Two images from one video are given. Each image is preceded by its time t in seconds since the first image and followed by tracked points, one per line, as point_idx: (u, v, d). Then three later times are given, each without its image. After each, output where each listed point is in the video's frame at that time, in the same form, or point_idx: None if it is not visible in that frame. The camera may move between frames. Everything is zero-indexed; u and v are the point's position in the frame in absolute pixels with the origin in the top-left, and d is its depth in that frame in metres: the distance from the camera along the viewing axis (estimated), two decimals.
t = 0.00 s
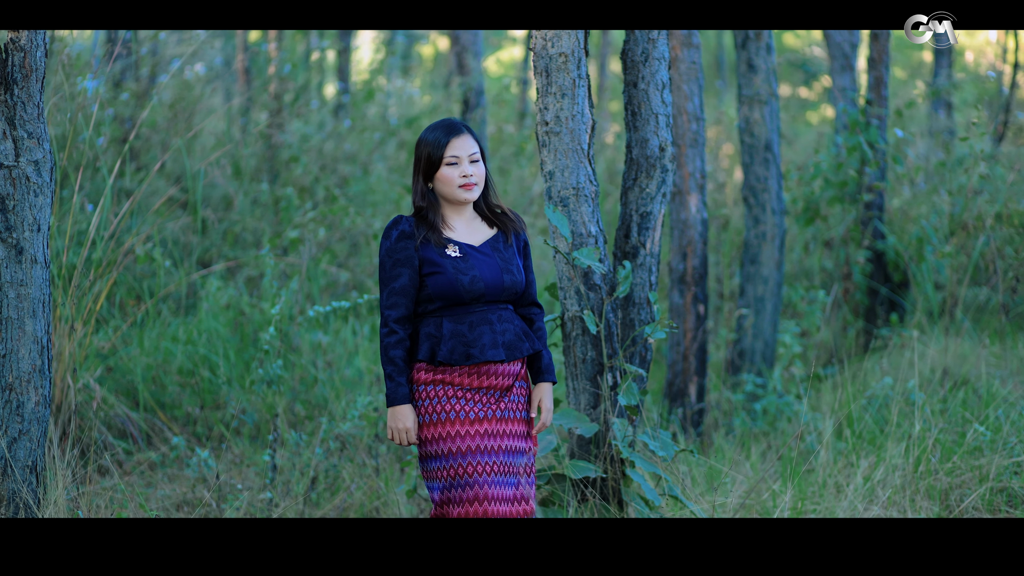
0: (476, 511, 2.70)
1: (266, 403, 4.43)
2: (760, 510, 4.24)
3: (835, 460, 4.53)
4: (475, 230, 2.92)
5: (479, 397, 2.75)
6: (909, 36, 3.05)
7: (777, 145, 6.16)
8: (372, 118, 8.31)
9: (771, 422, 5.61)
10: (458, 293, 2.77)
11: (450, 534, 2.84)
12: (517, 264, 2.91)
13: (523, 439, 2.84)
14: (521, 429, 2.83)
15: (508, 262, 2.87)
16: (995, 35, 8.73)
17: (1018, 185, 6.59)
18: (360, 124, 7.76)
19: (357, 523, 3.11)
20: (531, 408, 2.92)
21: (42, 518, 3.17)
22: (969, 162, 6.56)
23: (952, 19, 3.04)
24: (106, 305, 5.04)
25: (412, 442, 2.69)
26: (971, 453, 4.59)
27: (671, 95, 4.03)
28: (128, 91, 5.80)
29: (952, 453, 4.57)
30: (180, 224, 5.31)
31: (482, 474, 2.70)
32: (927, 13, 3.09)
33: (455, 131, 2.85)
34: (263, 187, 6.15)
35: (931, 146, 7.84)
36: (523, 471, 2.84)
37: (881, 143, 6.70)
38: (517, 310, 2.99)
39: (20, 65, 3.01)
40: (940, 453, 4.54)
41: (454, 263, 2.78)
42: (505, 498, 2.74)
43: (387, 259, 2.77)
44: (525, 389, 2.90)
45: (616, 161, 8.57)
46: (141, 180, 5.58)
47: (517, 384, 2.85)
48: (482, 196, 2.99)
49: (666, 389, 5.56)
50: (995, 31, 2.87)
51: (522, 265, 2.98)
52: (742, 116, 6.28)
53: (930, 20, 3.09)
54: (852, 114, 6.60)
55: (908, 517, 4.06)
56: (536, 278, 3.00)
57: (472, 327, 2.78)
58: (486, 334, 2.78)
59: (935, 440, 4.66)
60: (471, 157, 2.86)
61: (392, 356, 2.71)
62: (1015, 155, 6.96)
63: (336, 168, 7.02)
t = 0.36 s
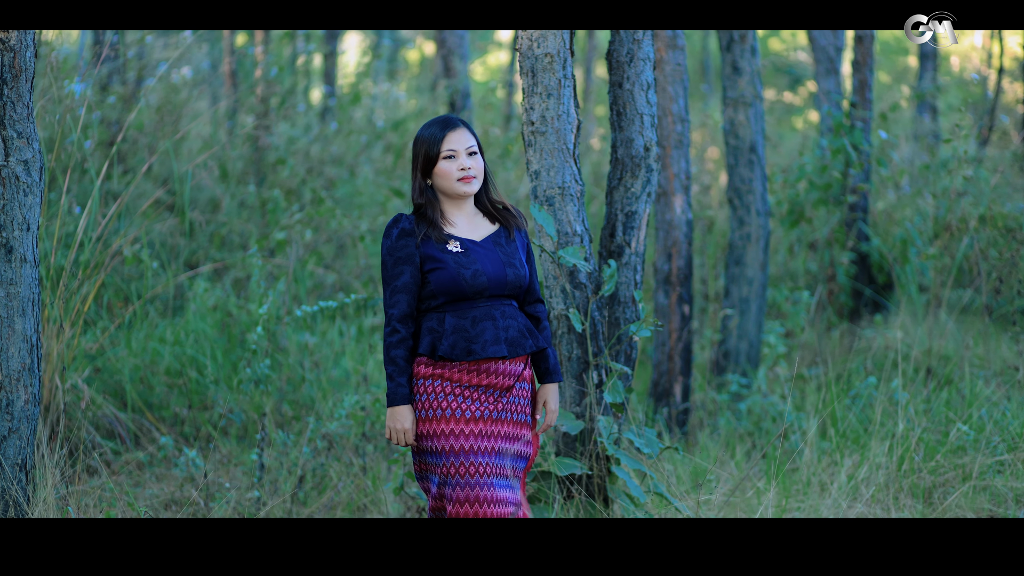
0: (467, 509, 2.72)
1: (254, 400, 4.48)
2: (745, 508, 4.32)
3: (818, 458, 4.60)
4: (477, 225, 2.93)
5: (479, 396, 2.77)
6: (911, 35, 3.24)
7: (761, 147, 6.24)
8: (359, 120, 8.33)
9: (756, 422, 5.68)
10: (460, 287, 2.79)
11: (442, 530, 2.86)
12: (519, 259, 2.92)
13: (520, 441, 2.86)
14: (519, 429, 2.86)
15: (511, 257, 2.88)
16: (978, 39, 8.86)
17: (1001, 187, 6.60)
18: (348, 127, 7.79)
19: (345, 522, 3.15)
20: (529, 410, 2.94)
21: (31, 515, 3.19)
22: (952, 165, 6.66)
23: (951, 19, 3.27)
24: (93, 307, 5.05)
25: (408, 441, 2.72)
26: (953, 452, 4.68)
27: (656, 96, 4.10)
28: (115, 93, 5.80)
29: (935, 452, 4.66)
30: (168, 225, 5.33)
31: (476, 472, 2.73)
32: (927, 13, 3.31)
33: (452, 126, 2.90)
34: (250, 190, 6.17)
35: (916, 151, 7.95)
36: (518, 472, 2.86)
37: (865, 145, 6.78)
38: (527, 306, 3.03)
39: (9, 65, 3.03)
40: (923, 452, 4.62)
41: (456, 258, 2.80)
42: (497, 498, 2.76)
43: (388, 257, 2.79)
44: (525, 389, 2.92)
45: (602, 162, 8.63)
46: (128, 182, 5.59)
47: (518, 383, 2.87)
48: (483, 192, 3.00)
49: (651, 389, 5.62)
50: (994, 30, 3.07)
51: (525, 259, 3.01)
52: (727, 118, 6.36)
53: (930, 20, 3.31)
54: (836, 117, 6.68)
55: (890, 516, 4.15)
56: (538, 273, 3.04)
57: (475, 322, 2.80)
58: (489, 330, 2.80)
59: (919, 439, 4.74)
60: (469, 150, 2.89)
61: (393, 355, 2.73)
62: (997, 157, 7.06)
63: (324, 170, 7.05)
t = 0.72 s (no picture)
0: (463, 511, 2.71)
1: (245, 402, 4.51)
2: (733, 509, 4.35)
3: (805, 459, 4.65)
4: (478, 220, 2.92)
5: (478, 396, 2.74)
6: (915, 34, 3.34)
7: (749, 150, 6.30)
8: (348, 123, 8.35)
9: (744, 424, 5.74)
10: (461, 282, 2.78)
11: (438, 531, 2.88)
12: (520, 255, 2.92)
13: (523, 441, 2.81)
14: (520, 428, 2.81)
15: (512, 253, 2.88)
16: (965, 44, 8.98)
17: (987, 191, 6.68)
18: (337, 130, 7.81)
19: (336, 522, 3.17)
20: (532, 409, 2.89)
21: (24, 516, 3.20)
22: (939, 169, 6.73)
23: (951, 19, 3.40)
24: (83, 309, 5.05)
25: (415, 433, 2.68)
26: (939, 453, 4.74)
27: (644, 98, 4.15)
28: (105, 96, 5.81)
29: (922, 453, 4.73)
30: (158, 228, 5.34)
31: (473, 474, 2.70)
32: (928, 14, 3.42)
33: (452, 120, 2.88)
34: (240, 193, 6.19)
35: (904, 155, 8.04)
36: (524, 472, 2.81)
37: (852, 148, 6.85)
38: (532, 302, 3.02)
39: (1, 67, 3.05)
40: (909, 453, 4.69)
41: (457, 253, 2.79)
42: (495, 500, 2.74)
43: (390, 251, 2.78)
44: (527, 388, 2.88)
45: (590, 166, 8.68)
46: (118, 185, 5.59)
47: (519, 382, 2.84)
48: (485, 187, 2.99)
49: (640, 391, 5.67)
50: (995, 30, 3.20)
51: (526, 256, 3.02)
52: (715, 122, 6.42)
53: (931, 20, 3.42)
54: (823, 121, 6.75)
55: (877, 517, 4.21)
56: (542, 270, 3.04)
57: (475, 318, 2.79)
58: (489, 326, 2.79)
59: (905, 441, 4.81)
60: (470, 144, 2.88)
61: (395, 348, 2.70)
62: (983, 161, 7.15)
63: (314, 173, 7.06)
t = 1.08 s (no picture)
0: (464, 508, 2.76)
1: (236, 405, 4.52)
2: (722, 510, 4.39)
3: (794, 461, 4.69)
4: (479, 219, 2.95)
5: (475, 392, 2.77)
6: (914, 35, 3.40)
7: (738, 153, 6.36)
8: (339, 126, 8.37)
9: (733, 426, 5.78)
10: (461, 282, 2.80)
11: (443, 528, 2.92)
12: (520, 255, 2.94)
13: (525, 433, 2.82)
14: (520, 422, 2.82)
15: (512, 253, 2.90)
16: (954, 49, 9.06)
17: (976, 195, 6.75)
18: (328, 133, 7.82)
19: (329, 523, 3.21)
20: (535, 402, 2.90)
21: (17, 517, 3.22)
22: (928, 173, 6.81)
23: (951, 19, 3.46)
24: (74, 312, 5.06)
25: (428, 421, 2.66)
26: (926, 455, 4.81)
27: (634, 102, 4.19)
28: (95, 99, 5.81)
29: (910, 455, 4.80)
30: (149, 231, 5.35)
31: (473, 471, 2.75)
32: (928, 14, 3.49)
33: (455, 118, 2.90)
34: (231, 196, 6.20)
35: (893, 159, 8.11)
36: (530, 464, 2.81)
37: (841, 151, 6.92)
38: (529, 301, 3.04)
39: None
40: (898, 455, 4.76)
41: (458, 252, 2.81)
42: (495, 494, 2.75)
43: (392, 246, 2.79)
44: (527, 382, 2.89)
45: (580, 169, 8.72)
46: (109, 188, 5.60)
47: (518, 378, 2.86)
48: (486, 185, 3.01)
49: (630, 393, 5.71)
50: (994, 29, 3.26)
51: (526, 257, 3.03)
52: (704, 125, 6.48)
53: (930, 20, 3.50)
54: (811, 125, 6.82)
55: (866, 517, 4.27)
56: (541, 269, 3.05)
57: (473, 318, 2.81)
58: (487, 326, 2.81)
59: (894, 443, 4.88)
60: (471, 142, 2.90)
61: (405, 339, 2.69)
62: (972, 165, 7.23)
63: (305, 176, 7.07)
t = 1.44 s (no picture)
0: (466, 503, 2.81)
1: (230, 407, 4.55)
2: (713, 511, 4.43)
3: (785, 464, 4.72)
4: (481, 219, 2.96)
5: (473, 391, 2.81)
6: (913, 34, 3.56)
7: (728, 157, 6.41)
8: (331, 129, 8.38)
9: (724, 428, 5.82)
10: (461, 285, 2.82)
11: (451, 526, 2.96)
12: (521, 257, 2.95)
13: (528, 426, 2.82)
14: (519, 418, 2.83)
15: (513, 255, 2.91)
16: (943, 53, 9.14)
17: (964, 198, 6.82)
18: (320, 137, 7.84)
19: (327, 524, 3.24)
20: (539, 397, 2.91)
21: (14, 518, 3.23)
22: (917, 176, 6.88)
23: (950, 19, 3.59)
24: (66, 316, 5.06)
25: (445, 417, 2.69)
26: (915, 456, 4.87)
27: (626, 106, 4.22)
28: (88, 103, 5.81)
29: (900, 457, 4.87)
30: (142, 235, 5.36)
31: (472, 465, 2.79)
32: (929, 14, 3.64)
33: (460, 117, 2.90)
34: (223, 199, 6.20)
35: (883, 163, 8.19)
36: (530, 458, 2.80)
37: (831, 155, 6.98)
38: (527, 301, 3.04)
39: None
40: (887, 457, 4.82)
41: (459, 255, 2.83)
42: (493, 488, 2.78)
43: (396, 245, 2.81)
44: (529, 379, 2.91)
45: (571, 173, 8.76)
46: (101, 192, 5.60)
47: (517, 376, 2.88)
48: (489, 185, 3.01)
49: (621, 396, 5.74)
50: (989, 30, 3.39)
51: (527, 257, 3.03)
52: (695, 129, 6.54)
53: (930, 20, 3.65)
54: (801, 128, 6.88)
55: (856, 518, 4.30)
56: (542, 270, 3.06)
57: (472, 321, 2.84)
58: (486, 329, 2.84)
59: (883, 445, 4.95)
60: (475, 142, 2.90)
61: (417, 336, 2.73)
62: (961, 168, 7.30)
63: (296, 179, 7.09)
